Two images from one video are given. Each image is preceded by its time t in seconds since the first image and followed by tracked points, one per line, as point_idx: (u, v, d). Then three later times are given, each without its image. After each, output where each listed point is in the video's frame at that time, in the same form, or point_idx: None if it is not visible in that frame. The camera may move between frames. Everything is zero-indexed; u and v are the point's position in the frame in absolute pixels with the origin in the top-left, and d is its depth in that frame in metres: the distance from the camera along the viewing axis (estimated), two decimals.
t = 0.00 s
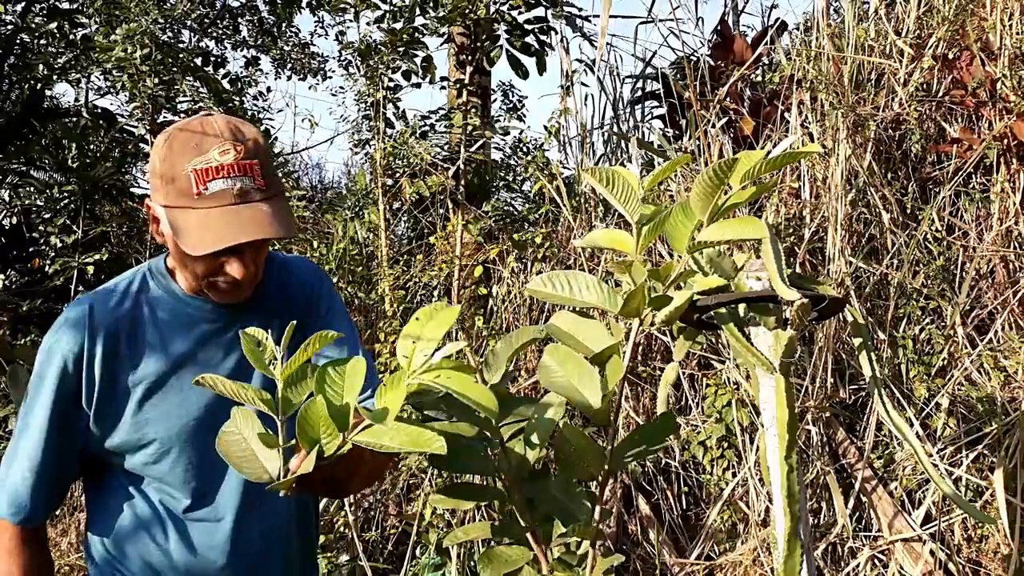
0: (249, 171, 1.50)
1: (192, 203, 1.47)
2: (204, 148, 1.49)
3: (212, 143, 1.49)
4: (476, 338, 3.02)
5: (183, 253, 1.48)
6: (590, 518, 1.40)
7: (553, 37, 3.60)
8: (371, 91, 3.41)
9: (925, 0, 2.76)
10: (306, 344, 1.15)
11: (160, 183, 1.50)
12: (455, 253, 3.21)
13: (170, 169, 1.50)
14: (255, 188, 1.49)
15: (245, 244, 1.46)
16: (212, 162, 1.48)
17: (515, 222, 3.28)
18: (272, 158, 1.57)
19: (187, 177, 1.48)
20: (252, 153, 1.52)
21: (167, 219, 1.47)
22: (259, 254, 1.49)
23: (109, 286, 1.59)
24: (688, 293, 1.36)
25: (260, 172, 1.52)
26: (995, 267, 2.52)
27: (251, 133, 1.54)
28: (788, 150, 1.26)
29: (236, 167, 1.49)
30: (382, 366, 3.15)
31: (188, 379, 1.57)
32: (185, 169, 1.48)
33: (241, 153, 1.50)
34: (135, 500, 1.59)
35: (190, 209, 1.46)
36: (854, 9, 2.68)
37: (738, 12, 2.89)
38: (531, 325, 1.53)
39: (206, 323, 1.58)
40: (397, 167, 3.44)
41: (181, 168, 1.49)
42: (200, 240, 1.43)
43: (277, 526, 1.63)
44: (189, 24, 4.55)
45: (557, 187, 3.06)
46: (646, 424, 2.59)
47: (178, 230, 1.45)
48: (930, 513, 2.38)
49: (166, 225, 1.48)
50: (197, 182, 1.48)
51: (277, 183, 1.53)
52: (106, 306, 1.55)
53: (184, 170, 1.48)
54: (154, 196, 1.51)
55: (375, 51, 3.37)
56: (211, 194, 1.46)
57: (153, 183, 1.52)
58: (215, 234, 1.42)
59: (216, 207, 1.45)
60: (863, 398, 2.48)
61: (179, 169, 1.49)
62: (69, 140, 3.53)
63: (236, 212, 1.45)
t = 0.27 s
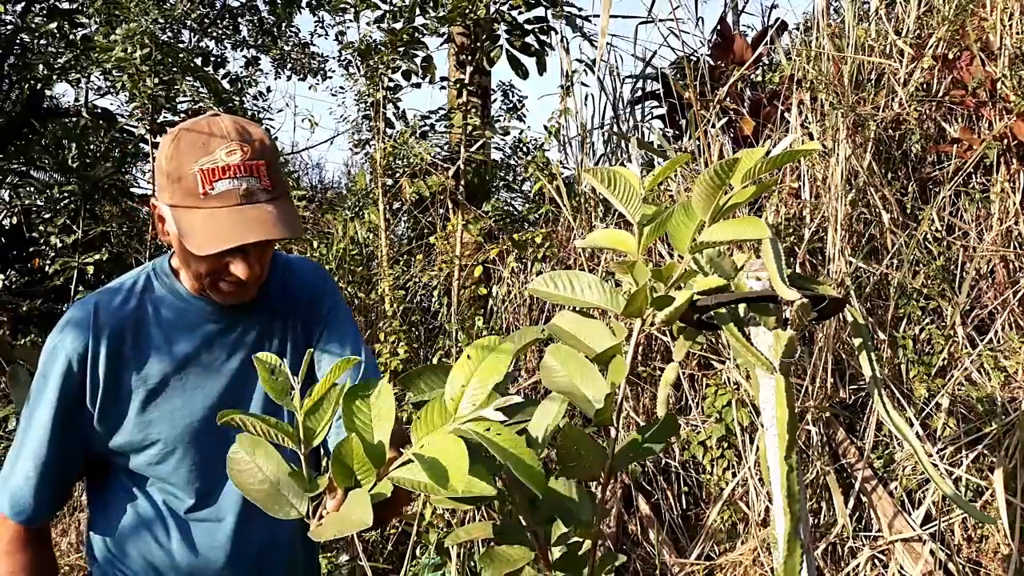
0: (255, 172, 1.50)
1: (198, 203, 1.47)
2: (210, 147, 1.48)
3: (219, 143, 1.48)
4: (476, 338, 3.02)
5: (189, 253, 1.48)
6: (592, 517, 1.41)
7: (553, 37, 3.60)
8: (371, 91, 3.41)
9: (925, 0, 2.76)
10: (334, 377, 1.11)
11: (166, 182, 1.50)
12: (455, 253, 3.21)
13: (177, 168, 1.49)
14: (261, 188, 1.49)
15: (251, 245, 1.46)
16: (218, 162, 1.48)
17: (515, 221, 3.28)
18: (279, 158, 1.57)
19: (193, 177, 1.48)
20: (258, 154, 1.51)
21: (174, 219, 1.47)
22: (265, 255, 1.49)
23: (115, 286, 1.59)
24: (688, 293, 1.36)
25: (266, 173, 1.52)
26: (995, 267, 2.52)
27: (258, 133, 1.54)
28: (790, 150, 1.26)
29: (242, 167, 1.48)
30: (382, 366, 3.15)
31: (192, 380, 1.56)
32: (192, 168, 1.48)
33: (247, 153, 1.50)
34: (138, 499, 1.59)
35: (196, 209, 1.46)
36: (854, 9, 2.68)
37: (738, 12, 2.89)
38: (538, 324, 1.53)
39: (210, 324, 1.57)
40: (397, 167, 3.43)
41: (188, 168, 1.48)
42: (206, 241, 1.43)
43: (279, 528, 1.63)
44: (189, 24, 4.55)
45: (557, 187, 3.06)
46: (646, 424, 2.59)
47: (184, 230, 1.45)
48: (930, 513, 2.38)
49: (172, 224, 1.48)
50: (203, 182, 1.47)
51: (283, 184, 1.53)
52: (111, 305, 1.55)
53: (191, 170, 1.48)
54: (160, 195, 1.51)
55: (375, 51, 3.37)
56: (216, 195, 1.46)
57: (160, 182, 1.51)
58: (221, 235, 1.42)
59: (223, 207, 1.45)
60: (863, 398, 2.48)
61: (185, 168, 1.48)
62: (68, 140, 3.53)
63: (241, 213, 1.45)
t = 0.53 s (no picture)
0: (257, 167, 1.50)
1: (200, 197, 1.46)
2: (213, 142, 1.49)
3: (222, 138, 1.49)
4: (476, 338, 3.03)
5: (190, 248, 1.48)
6: (592, 517, 1.40)
7: (553, 37, 3.60)
8: (371, 91, 3.41)
9: (925, 0, 2.76)
10: (339, 413, 1.14)
11: (169, 177, 1.50)
12: (455, 253, 3.21)
13: (179, 163, 1.49)
14: (263, 183, 1.49)
15: (251, 240, 1.46)
16: (220, 156, 1.48)
17: (515, 221, 3.28)
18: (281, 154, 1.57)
19: (195, 171, 1.48)
20: (260, 149, 1.52)
21: (175, 213, 1.47)
22: (266, 250, 1.48)
23: (117, 284, 1.58)
24: (688, 293, 1.37)
25: (269, 168, 1.52)
26: (995, 267, 2.52)
27: (261, 129, 1.54)
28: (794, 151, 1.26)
29: (244, 161, 1.49)
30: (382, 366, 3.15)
31: (196, 379, 1.56)
32: (194, 163, 1.48)
33: (249, 149, 1.50)
34: (139, 499, 1.59)
35: (198, 203, 1.46)
36: (854, 9, 2.68)
37: (738, 12, 2.89)
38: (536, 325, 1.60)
39: (214, 323, 1.57)
40: (397, 167, 3.43)
41: (190, 162, 1.49)
42: (207, 233, 1.42)
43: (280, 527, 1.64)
44: (189, 24, 4.55)
45: (557, 187, 3.06)
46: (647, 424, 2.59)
47: (186, 224, 1.45)
48: (930, 513, 2.38)
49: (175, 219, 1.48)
50: (205, 176, 1.47)
51: (285, 179, 1.53)
52: (114, 304, 1.54)
53: (193, 165, 1.48)
54: (163, 190, 1.51)
55: (375, 51, 3.37)
56: (218, 188, 1.46)
57: (162, 178, 1.51)
58: (222, 227, 1.42)
59: (223, 201, 1.44)
60: (863, 398, 2.48)
61: (188, 163, 1.49)
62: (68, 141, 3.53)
63: (243, 206, 1.44)
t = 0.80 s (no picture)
0: (255, 160, 1.49)
1: (198, 190, 1.46)
2: (211, 136, 1.49)
3: (219, 132, 1.49)
4: (476, 338, 3.03)
5: (190, 243, 1.47)
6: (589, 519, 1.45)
7: (553, 37, 3.59)
8: (371, 91, 3.41)
9: (925, 0, 2.76)
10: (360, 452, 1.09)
11: (168, 174, 1.50)
12: (455, 253, 3.21)
13: (178, 158, 1.50)
14: (260, 175, 1.48)
15: (252, 233, 1.46)
16: (218, 149, 1.48)
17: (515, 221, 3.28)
18: (280, 149, 1.57)
19: (193, 166, 1.48)
20: (258, 143, 1.51)
21: (174, 207, 1.47)
22: (266, 243, 1.48)
23: (119, 282, 1.58)
24: (688, 293, 1.36)
25: (266, 161, 1.51)
26: (995, 267, 2.52)
27: (259, 125, 1.54)
28: (780, 148, 1.27)
29: (241, 154, 1.48)
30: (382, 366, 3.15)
31: (197, 377, 1.56)
32: (192, 157, 1.48)
33: (247, 143, 1.50)
34: (140, 497, 1.59)
35: (196, 197, 1.45)
36: (855, 9, 2.68)
37: (738, 12, 2.89)
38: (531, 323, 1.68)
39: (215, 322, 1.57)
40: (397, 167, 3.43)
41: (189, 157, 1.49)
42: (205, 226, 1.42)
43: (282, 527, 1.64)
44: (189, 24, 4.55)
45: (557, 187, 3.06)
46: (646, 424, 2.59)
47: (184, 218, 1.44)
48: (930, 513, 2.38)
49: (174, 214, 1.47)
50: (203, 170, 1.47)
51: (284, 173, 1.53)
52: (116, 301, 1.54)
53: (191, 159, 1.48)
54: (163, 187, 1.51)
55: (375, 51, 3.37)
56: (215, 181, 1.45)
57: (162, 174, 1.52)
58: (220, 219, 1.41)
59: (222, 194, 1.44)
60: (863, 398, 2.48)
61: (186, 158, 1.49)
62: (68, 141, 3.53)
63: (240, 198, 1.44)
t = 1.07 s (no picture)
0: (255, 156, 1.50)
1: (198, 186, 1.46)
2: (211, 133, 1.50)
3: (219, 129, 1.50)
4: (476, 338, 3.04)
5: (191, 239, 1.48)
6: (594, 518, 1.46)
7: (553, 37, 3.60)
8: (371, 91, 3.41)
9: (924, 1, 2.76)
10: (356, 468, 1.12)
11: (169, 171, 1.51)
12: (455, 253, 3.21)
13: (179, 156, 1.51)
14: (260, 171, 1.49)
15: (253, 228, 1.46)
16: (218, 145, 1.49)
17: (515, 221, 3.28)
18: (281, 147, 1.58)
19: (194, 163, 1.49)
20: (257, 140, 1.53)
21: (175, 203, 1.47)
22: (267, 238, 1.49)
23: (121, 281, 1.58)
24: (689, 293, 1.37)
25: (266, 158, 1.52)
26: (994, 267, 2.52)
27: (259, 123, 1.56)
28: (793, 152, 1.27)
29: (241, 150, 1.49)
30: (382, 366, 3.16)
31: (199, 376, 1.57)
32: (193, 154, 1.49)
33: (247, 140, 1.51)
34: (141, 496, 1.59)
35: (197, 193, 1.46)
36: (854, 9, 2.69)
37: (738, 12, 2.90)
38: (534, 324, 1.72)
39: (217, 321, 1.57)
40: (397, 167, 3.44)
41: (190, 155, 1.50)
42: (206, 220, 1.42)
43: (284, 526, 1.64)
44: (190, 24, 4.55)
45: (557, 188, 3.06)
46: (646, 424, 2.60)
47: (185, 214, 1.45)
48: (930, 513, 2.38)
49: (175, 210, 1.48)
50: (203, 166, 1.48)
51: (284, 170, 1.54)
52: (118, 301, 1.55)
53: (192, 156, 1.49)
54: (163, 184, 1.51)
55: (376, 51, 3.38)
56: (215, 176, 1.46)
57: (163, 172, 1.52)
58: (220, 213, 1.42)
59: (222, 189, 1.45)
60: (863, 398, 2.48)
61: (187, 155, 1.50)
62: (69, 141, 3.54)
63: (241, 193, 1.44)
